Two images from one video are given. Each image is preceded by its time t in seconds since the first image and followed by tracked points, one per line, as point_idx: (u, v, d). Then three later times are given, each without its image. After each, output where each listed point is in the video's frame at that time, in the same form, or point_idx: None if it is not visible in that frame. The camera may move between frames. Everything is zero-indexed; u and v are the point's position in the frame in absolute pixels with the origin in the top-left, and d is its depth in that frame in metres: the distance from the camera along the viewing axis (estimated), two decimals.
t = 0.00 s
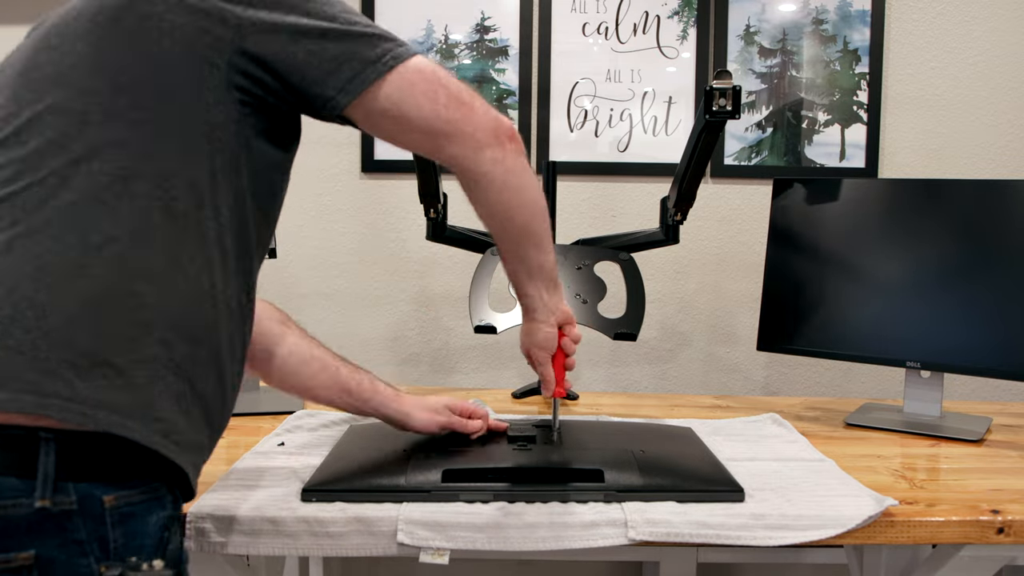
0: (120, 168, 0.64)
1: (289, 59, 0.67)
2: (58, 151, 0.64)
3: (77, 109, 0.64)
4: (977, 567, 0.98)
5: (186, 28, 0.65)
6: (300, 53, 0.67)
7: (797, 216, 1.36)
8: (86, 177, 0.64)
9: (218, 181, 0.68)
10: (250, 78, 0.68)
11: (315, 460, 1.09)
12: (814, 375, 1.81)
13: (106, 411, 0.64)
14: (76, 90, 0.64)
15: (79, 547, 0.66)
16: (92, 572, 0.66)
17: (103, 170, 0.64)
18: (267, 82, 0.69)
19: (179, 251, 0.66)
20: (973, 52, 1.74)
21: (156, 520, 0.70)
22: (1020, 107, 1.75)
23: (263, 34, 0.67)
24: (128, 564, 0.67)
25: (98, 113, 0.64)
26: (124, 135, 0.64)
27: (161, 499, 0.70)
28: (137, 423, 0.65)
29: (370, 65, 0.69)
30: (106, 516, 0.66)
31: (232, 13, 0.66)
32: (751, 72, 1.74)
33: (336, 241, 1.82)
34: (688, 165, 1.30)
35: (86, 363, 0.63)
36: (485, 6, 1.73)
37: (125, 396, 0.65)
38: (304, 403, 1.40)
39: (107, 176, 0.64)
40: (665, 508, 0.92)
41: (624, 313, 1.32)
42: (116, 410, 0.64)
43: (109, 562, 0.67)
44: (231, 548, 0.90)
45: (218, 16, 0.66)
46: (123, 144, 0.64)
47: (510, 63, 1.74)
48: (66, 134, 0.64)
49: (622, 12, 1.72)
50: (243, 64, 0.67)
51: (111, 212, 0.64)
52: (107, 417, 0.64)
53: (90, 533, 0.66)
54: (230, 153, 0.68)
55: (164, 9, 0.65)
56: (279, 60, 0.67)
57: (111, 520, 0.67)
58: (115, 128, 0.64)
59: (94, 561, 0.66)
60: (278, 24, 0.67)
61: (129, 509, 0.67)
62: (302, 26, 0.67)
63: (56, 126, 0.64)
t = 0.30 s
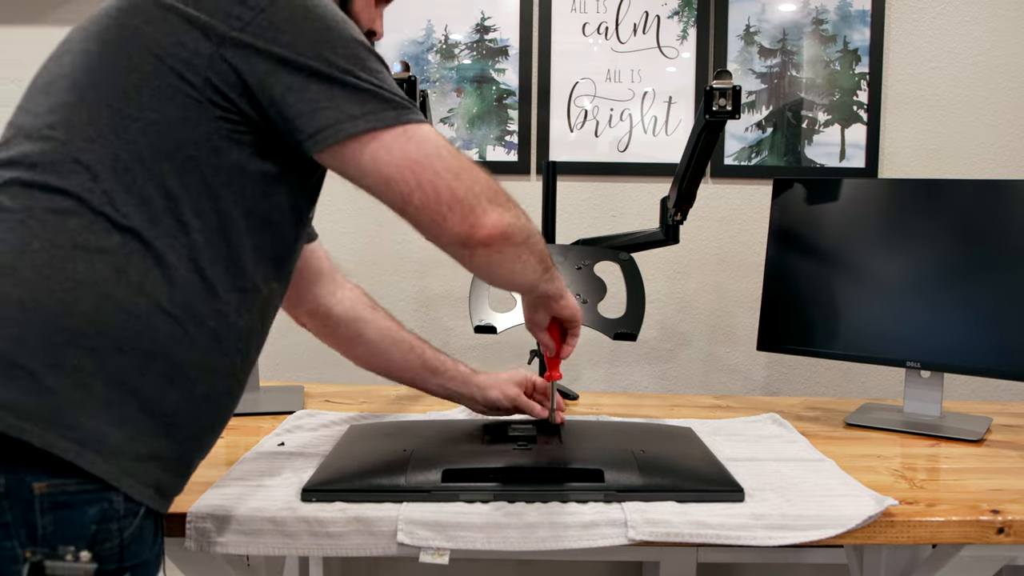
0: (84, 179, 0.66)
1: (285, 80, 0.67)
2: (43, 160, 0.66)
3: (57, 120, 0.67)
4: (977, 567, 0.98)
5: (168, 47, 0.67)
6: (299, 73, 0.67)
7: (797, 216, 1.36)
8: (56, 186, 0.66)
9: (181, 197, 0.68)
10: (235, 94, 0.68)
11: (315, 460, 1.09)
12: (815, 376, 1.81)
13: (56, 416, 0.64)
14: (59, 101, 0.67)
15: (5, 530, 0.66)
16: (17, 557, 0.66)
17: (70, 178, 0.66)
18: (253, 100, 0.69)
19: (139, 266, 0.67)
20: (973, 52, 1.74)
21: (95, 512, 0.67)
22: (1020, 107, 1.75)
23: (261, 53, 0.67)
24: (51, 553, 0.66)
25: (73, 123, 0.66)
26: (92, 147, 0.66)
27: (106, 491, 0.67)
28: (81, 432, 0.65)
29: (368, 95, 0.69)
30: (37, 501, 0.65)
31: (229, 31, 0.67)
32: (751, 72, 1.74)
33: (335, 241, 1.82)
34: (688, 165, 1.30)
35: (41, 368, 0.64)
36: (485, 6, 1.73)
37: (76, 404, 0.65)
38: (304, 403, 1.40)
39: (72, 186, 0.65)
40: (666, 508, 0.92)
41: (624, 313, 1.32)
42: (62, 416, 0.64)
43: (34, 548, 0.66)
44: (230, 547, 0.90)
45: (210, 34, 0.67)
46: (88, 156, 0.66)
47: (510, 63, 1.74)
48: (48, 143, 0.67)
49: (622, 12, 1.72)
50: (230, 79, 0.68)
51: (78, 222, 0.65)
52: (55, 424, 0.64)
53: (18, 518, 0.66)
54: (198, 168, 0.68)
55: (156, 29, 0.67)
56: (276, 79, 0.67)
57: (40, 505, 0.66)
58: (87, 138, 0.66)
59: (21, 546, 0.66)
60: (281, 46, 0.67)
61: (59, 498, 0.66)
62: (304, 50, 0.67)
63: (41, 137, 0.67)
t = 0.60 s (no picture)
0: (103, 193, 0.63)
1: (306, 87, 0.67)
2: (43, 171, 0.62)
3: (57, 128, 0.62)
4: (977, 567, 0.98)
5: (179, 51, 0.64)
6: (319, 80, 0.67)
7: (797, 216, 1.36)
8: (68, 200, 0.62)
9: (201, 211, 0.67)
10: (249, 101, 0.67)
11: (315, 459, 1.09)
12: (814, 376, 1.81)
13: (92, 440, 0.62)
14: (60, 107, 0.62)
15: (57, 559, 0.64)
16: None
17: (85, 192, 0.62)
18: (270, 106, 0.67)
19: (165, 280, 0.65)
20: (973, 52, 1.74)
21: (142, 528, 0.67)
22: (1020, 107, 1.75)
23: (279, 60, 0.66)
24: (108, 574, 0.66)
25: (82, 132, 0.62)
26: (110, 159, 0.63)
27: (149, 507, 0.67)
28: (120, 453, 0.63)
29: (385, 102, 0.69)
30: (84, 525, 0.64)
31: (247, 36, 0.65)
32: (751, 72, 1.74)
33: (336, 241, 1.82)
34: (688, 165, 1.30)
35: (64, 393, 0.61)
36: (485, 6, 1.73)
37: (118, 438, 0.64)
38: (304, 403, 1.40)
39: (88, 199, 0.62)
40: (666, 508, 0.92)
41: (624, 313, 1.32)
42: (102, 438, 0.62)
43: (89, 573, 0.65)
44: (231, 547, 0.90)
45: (223, 38, 0.65)
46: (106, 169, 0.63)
47: (510, 63, 1.74)
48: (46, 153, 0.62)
49: (622, 12, 1.72)
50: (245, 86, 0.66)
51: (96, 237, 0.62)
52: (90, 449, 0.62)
53: (69, 545, 0.64)
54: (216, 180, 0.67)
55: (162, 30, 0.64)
56: (297, 86, 0.67)
57: (89, 529, 0.64)
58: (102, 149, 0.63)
59: None
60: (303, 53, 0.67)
61: (108, 519, 0.65)
62: (321, 56, 0.67)
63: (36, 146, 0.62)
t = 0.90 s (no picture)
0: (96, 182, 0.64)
1: (283, 70, 0.67)
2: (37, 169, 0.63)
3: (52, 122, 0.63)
4: (978, 567, 0.98)
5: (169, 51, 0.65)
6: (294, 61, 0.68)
7: (797, 216, 1.36)
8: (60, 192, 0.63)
9: (194, 195, 0.68)
10: (233, 93, 0.68)
11: (315, 459, 1.09)
12: (815, 376, 1.81)
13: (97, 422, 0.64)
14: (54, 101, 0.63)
15: (74, 519, 0.66)
16: (88, 544, 0.67)
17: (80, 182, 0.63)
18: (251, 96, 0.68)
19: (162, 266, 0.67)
20: (973, 52, 1.74)
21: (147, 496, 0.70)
22: (1020, 107, 1.75)
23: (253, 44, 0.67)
24: (122, 535, 0.68)
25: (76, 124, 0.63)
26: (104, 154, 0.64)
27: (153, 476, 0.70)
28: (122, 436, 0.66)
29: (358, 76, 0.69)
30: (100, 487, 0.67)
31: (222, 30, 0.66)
32: (752, 72, 1.74)
33: (335, 241, 1.82)
34: (688, 165, 1.30)
35: (65, 376, 0.63)
36: (485, 6, 1.73)
37: (130, 407, 0.66)
38: (304, 403, 1.40)
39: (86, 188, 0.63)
40: (666, 508, 0.92)
41: (624, 313, 1.32)
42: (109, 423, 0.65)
43: (103, 534, 0.68)
44: (230, 547, 0.90)
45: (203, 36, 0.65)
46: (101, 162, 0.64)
47: (510, 63, 1.74)
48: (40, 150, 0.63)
49: (622, 12, 1.72)
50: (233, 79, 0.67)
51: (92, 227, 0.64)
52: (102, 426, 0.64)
53: (85, 506, 0.67)
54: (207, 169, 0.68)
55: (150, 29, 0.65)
56: (273, 69, 0.67)
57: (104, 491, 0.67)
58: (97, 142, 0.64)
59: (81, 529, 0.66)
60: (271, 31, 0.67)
61: (119, 484, 0.68)
62: (293, 38, 0.68)
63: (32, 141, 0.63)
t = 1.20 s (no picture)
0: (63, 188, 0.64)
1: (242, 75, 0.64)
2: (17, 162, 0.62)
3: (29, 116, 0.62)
4: (977, 567, 0.98)
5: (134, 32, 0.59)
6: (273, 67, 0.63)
7: (797, 216, 1.36)
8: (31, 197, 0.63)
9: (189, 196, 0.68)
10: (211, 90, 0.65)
11: (315, 459, 1.09)
12: (815, 376, 1.81)
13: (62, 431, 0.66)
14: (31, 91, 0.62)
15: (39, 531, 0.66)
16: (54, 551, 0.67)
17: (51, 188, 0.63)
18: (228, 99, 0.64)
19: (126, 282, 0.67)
20: (973, 52, 1.74)
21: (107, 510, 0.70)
22: (1020, 107, 1.75)
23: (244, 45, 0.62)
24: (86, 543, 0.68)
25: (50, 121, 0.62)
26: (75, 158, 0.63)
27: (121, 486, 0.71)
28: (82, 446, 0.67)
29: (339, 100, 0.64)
30: (76, 505, 0.67)
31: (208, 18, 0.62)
32: (752, 72, 1.74)
33: (335, 241, 1.82)
34: (688, 165, 1.31)
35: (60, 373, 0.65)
36: (485, 6, 1.73)
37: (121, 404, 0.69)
38: (304, 403, 1.40)
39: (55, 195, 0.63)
40: (665, 508, 0.92)
41: (625, 313, 1.32)
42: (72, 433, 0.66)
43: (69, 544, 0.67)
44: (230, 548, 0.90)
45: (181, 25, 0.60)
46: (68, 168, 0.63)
47: (510, 63, 1.74)
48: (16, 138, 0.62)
49: (622, 12, 1.72)
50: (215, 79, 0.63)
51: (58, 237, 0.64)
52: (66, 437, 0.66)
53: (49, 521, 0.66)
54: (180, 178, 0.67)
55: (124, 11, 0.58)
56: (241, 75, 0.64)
57: (79, 508, 0.67)
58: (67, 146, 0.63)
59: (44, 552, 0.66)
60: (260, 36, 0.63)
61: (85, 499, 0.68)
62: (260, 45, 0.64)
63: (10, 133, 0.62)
